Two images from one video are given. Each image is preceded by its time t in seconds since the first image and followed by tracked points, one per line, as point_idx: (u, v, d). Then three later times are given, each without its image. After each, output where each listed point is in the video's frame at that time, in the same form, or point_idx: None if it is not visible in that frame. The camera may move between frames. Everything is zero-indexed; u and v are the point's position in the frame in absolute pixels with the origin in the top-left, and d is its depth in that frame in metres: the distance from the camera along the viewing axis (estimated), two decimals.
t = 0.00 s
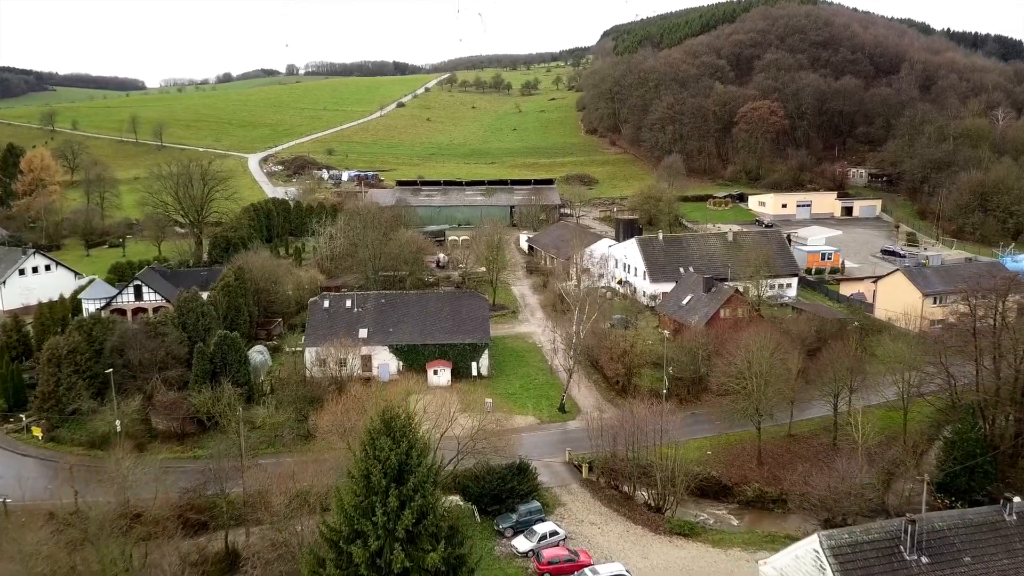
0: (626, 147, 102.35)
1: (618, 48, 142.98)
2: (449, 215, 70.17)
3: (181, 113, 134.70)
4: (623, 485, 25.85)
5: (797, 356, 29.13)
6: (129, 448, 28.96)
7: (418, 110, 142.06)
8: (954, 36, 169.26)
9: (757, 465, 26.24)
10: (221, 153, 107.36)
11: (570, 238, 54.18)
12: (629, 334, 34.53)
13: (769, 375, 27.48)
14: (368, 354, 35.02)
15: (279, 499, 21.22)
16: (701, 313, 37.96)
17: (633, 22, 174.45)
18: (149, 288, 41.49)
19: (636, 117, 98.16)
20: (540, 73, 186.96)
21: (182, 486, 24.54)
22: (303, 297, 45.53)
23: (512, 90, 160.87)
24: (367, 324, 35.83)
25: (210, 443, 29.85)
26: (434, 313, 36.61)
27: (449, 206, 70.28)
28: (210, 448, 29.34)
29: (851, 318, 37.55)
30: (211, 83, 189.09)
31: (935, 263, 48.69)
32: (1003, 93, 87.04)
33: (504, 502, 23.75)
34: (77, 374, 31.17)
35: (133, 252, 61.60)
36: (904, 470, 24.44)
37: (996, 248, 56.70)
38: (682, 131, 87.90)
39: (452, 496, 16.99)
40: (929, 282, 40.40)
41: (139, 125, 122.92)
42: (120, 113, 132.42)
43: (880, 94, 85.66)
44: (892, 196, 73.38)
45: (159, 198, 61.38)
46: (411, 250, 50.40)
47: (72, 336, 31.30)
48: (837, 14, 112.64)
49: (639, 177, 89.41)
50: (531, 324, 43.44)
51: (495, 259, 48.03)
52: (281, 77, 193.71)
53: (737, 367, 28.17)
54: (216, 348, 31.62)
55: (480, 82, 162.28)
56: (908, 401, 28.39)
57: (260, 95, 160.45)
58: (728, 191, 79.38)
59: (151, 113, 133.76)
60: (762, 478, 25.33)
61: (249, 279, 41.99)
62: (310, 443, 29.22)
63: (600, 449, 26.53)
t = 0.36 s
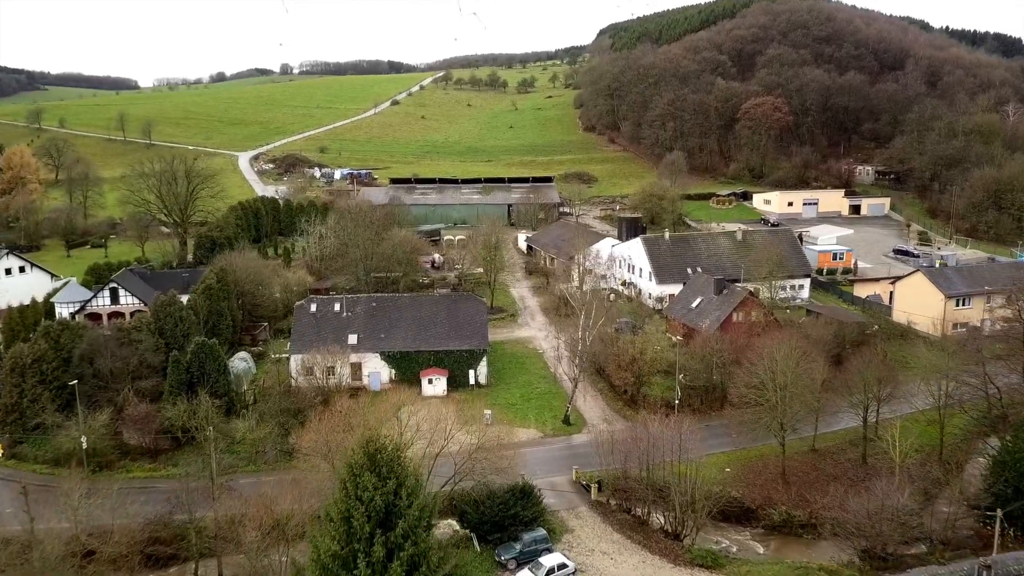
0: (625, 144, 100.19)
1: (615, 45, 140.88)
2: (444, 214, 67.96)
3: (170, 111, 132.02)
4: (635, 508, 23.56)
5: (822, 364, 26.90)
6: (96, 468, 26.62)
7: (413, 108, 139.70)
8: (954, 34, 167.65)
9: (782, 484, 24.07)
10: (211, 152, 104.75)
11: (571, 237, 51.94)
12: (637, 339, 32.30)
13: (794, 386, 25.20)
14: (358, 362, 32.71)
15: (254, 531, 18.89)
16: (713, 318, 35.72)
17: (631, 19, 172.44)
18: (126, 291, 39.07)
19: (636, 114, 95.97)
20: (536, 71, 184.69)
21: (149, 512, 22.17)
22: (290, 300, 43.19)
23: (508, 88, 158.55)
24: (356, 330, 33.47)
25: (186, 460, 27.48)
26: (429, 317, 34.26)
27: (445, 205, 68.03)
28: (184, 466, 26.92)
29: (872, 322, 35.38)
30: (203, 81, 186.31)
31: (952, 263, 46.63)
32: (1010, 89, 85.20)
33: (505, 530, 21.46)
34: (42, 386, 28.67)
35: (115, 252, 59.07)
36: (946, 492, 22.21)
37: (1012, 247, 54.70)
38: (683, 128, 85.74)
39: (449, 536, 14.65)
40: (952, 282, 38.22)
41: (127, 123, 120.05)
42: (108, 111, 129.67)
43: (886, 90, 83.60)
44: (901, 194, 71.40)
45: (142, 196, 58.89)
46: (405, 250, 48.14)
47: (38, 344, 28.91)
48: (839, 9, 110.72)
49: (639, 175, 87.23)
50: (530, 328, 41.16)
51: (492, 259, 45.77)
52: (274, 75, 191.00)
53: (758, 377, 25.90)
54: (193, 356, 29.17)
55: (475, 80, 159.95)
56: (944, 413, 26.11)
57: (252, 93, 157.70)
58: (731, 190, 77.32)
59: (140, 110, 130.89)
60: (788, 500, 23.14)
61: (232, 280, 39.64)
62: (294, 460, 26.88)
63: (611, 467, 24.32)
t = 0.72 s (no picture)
0: (626, 142, 98.04)
1: (615, 43, 138.87)
2: (441, 214, 65.66)
3: (162, 110, 129.48)
4: (653, 538, 21.36)
5: (854, 376, 24.60)
6: (59, 492, 24.22)
7: (409, 106, 137.41)
8: (956, 32, 165.81)
9: (813, 511, 21.88)
10: (202, 151, 102.25)
11: (573, 239, 49.65)
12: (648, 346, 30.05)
13: (829, 401, 22.73)
14: (348, 373, 30.43)
15: None
16: (727, 325, 33.55)
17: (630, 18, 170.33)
18: (102, 296, 36.67)
19: (637, 112, 93.79)
20: (534, 70, 182.57)
21: (112, 548, 19.80)
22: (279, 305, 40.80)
23: (506, 87, 156.30)
24: (346, 339, 31.14)
25: (158, 482, 25.09)
26: (424, 324, 31.95)
27: (442, 204, 65.82)
28: (156, 490, 24.52)
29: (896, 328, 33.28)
30: (196, 80, 183.74)
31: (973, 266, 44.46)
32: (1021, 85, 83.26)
33: (510, 567, 19.15)
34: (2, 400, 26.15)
35: (97, 254, 56.64)
36: (1000, 520, 19.91)
37: None
38: (685, 125, 83.57)
39: None
40: (980, 287, 35.95)
41: (117, 120, 117.41)
42: (98, 109, 127.04)
43: (894, 86, 81.55)
44: (912, 193, 69.35)
45: (126, 195, 56.49)
46: (401, 252, 45.99)
47: None
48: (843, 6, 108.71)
49: (641, 174, 85.00)
50: (532, 335, 38.84)
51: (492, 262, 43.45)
52: (268, 74, 188.44)
53: (786, 392, 23.52)
54: (167, 368, 26.69)
55: (472, 79, 157.67)
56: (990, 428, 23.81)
57: (245, 91, 155.18)
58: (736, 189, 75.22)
59: (130, 108, 128.25)
60: (823, 530, 20.92)
61: (216, 284, 37.32)
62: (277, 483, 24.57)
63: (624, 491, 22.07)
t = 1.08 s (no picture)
0: (628, 140, 95.82)
1: (615, 41, 136.64)
2: (439, 214, 63.38)
3: (155, 108, 127.04)
4: None
5: (893, 392, 22.39)
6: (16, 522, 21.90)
7: (407, 104, 135.03)
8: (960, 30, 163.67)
9: (852, 545, 19.71)
10: (194, 149, 99.80)
11: (577, 239, 47.34)
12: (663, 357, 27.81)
13: (870, 421, 20.49)
14: (339, 387, 28.15)
15: None
16: (745, 333, 31.31)
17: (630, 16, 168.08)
18: (77, 301, 34.33)
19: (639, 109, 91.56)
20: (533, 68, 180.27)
21: None
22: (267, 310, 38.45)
23: (505, 85, 153.99)
24: (336, 349, 28.82)
25: (127, 510, 22.79)
26: (421, 333, 29.64)
27: (440, 203, 63.53)
28: (123, 520, 22.23)
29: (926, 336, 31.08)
30: (192, 79, 181.37)
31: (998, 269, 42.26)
32: None
33: None
34: None
35: (79, 256, 54.27)
36: None
37: None
38: (690, 123, 81.33)
39: None
40: (1011, 291, 33.77)
41: (108, 118, 114.89)
42: (89, 106, 124.56)
43: (905, 82, 79.29)
44: (925, 193, 67.22)
45: (110, 194, 54.12)
46: (396, 254, 43.82)
47: None
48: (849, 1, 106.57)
49: (644, 173, 82.79)
50: (536, 343, 36.55)
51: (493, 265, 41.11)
52: (264, 73, 185.88)
53: (822, 410, 21.30)
54: (139, 383, 24.38)
55: (471, 77, 155.23)
56: None
57: (240, 89, 152.73)
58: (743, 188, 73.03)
59: (122, 106, 125.77)
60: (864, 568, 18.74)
61: (199, 290, 35.04)
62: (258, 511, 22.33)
63: (643, 523, 19.85)
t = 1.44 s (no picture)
0: (631, 140, 93.64)
1: (617, 39, 134.42)
2: (437, 215, 61.19)
3: (148, 107, 124.62)
4: None
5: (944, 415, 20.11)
6: None
7: (405, 104, 132.69)
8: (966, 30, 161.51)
9: None
10: (186, 149, 97.39)
11: (582, 242, 45.17)
12: (680, 372, 25.55)
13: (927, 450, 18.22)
14: (328, 405, 25.89)
15: None
16: (766, 344, 29.10)
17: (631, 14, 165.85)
18: (49, 310, 32.04)
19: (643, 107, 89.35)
20: (533, 67, 177.89)
21: None
22: (255, 318, 36.26)
23: (504, 84, 151.67)
24: (326, 363, 26.54)
25: (89, 546, 20.49)
26: (417, 345, 27.35)
27: (438, 204, 61.27)
28: (85, 557, 19.94)
29: (960, 348, 28.93)
30: (188, 79, 179.09)
31: None
32: None
33: None
34: None
35: (61, 259, 51.93)
36: None
37: None
38: (695, 121, 79.16)
39: None
40: None
41: (99, 117, 112.47)
42: (81, 104, 122.14)
43: (916, 80, 77.16)
44: (939, 193, 65.09)
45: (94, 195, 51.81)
46: (392, 257, 41.63)
47: None
48: None
49: (648, 172, 80.63)
50: (540, 352, 34.37)
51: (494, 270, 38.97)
52: (260, 72, 183.37)
53: (867, 436, 19.04)
54: (106, 403, 22.05)
55: (470, 75, 152.91)
56: None
57: (236, 88, 150.44)
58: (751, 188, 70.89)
59: (115, 105, 123.44)
60: None
61: (180, 297, 32.78)
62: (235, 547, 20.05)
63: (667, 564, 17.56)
